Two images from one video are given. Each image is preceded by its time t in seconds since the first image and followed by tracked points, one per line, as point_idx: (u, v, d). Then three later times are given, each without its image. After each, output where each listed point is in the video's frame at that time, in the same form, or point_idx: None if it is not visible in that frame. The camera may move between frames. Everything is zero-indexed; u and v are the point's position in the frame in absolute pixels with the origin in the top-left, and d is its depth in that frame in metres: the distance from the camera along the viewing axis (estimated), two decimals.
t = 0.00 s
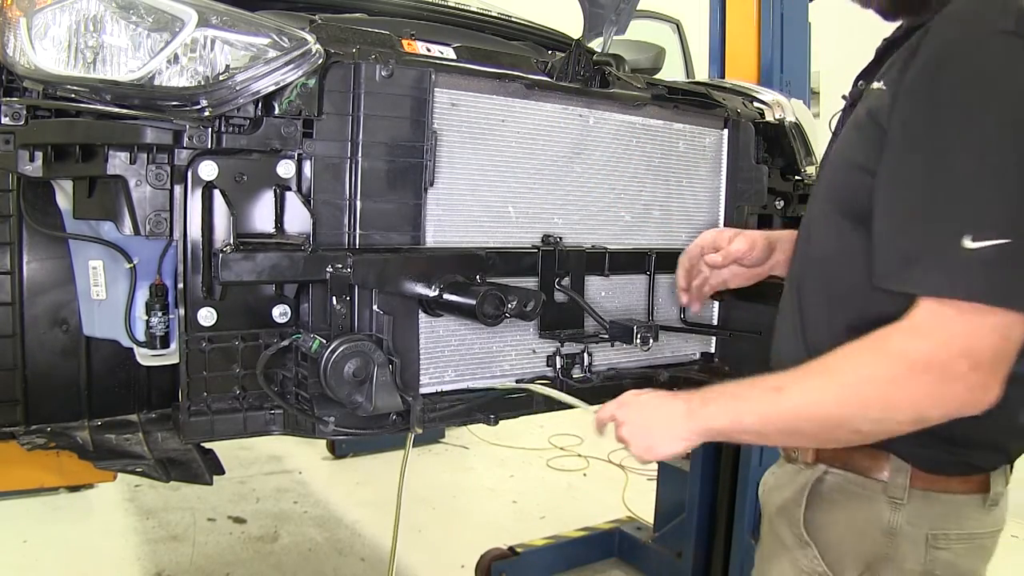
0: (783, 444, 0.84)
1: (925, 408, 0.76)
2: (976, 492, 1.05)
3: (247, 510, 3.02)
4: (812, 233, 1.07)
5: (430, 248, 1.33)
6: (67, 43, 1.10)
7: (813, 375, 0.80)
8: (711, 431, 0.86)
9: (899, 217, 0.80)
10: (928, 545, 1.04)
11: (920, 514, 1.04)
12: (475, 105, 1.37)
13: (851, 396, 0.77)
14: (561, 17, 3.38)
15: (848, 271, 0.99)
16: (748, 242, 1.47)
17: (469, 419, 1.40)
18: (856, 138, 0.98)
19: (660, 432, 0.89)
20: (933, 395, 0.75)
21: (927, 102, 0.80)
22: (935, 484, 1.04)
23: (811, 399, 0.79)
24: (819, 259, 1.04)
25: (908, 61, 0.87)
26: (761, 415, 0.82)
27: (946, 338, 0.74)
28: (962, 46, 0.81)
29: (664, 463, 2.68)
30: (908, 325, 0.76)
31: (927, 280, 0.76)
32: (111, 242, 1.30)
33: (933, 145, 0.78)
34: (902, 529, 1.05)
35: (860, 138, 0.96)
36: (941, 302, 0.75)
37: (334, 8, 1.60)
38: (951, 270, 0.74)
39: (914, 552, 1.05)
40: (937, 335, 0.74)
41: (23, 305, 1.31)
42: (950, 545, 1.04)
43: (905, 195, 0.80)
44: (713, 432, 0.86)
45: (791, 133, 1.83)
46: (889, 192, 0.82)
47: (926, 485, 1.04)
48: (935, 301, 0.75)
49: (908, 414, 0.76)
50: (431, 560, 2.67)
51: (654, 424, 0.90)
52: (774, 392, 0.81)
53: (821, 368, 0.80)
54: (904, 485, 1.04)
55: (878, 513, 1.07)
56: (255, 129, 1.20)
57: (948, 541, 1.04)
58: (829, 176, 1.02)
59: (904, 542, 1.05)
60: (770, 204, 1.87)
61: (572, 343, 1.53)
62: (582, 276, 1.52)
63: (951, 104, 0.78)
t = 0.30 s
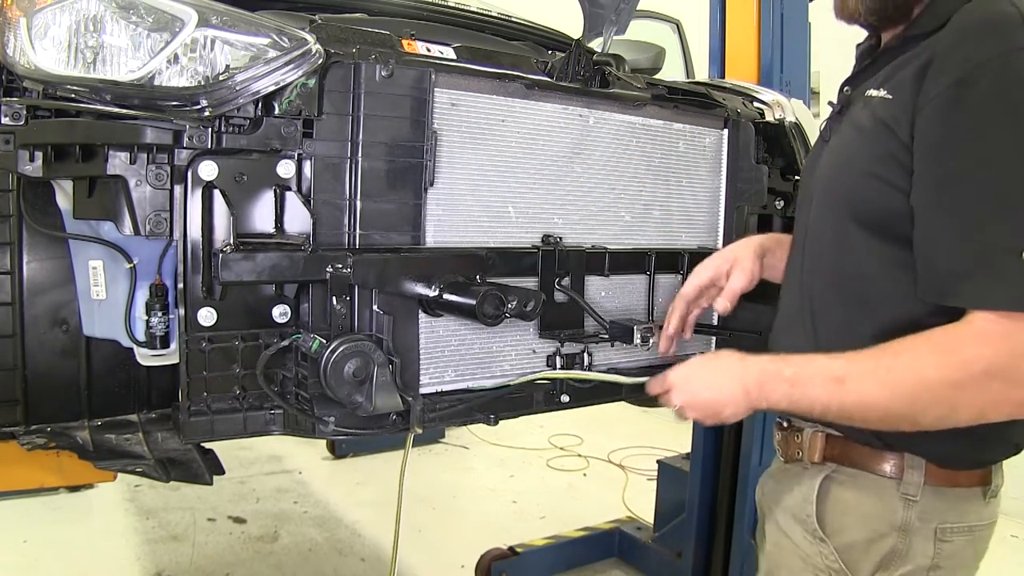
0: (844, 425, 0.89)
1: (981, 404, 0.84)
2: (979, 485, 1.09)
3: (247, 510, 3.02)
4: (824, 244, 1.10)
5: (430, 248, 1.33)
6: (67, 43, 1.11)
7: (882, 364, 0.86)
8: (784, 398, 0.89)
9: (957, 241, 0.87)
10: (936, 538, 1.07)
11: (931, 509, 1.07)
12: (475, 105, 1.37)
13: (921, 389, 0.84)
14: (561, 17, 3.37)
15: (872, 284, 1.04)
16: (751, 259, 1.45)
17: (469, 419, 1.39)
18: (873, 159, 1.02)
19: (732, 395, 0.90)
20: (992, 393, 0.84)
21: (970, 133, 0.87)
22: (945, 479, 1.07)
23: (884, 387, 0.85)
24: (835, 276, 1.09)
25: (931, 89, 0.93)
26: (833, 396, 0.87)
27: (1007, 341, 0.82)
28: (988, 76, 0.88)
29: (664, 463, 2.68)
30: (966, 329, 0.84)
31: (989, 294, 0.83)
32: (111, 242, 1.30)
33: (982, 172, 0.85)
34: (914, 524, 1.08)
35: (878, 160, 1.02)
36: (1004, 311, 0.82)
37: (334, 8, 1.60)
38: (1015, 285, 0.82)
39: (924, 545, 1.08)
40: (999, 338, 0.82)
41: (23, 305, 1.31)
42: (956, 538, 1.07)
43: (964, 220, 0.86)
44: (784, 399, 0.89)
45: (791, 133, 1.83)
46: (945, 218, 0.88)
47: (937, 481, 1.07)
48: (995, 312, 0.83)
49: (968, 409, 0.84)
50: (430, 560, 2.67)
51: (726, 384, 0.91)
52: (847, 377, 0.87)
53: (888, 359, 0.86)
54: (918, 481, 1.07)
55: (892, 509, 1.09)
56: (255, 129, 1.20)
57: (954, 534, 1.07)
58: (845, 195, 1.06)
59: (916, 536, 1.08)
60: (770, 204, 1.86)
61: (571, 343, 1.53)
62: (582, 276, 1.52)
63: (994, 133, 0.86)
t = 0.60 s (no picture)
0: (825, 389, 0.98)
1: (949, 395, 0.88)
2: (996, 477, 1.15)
3: (247, 510, 3.02)
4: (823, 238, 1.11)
5: (430, 247, 1.33)
6: (68, 43, 1.10)
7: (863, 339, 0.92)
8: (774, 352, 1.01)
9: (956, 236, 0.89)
10: (959, 534, 1.12)
11: (948, 503, 1.12)
12: (475, 105, 1.37)
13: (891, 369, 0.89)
14: (561, 17, 3.37)
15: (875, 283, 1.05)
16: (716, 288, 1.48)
17: (469, 419, 1.39)
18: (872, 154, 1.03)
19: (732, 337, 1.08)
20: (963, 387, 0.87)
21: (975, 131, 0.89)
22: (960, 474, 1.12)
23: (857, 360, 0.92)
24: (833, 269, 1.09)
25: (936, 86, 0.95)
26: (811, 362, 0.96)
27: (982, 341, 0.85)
28: (991, 72, 0.90)
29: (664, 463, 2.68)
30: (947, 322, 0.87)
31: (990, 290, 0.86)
32: (111, 242, 1.30)
33: (981, 167, 0.88)
34: (935, 520, 1.12)
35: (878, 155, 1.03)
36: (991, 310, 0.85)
37: (333, 7, 1.60)
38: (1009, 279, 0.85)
39: (947, 541, 1.12)
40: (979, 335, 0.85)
41: (23, 305, 1.30)
42: (978, 532, 1.13)
43: (964, 216, 0.88)
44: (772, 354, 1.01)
45: (791, 133, 1.83)
46: (943, 211, 0.90)
47: (954, 477, 1.12)
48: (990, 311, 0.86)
49: (938, 398, 0.88)
50: (430, 560, 2.67)
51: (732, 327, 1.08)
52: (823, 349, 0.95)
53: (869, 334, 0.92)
54: (932, 477, 1.11)
55: (910, 508, 1.13)
56: (255, 129, 1.20)
57: (976, 529, 1.13)
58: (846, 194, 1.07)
59: (938, 533, 1.12)
60: (770, 204, 1.88)
61: (571, 343, 1.53)
62: (582, 276, 1.52)
63: (997, 132, 0.88)
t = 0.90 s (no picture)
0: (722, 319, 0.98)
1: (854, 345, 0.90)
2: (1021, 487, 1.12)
3: (247, 510, 3.02)
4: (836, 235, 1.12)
5: (430, 248, 1.33)
6: (67, 43, 1.11)
7: (766, 269, 0.92)
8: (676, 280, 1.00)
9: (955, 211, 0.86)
10: (985, 548, 1.10)
11: (971, 516, 1.11)
12: (475, 105, 1.37)
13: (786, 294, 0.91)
14: (561, 17, 3.38)
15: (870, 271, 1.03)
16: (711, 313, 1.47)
17: (469, 419, 1.39)
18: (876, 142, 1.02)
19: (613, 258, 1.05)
20: (873, 338, 0.88)
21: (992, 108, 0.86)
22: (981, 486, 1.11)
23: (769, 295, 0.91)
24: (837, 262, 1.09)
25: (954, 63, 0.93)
26: (710, 290, 0.95)
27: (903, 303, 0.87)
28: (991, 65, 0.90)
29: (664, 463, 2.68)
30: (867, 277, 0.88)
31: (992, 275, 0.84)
32: (111, 242, 1.30)
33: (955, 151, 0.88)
34: (957, 534, 1.11)
35: (887, 150, 1.02)
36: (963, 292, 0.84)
37: (333, 7, 1.60)
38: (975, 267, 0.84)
39: (972, 556, 1.10)
40: (878, 292, 0.87)
41: (23, 305, 1.30)
42: (1005, 545, 1.10)
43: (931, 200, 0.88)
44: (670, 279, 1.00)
45: (791, 133, 1.84)
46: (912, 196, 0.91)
47: (974, 489, 1.10)
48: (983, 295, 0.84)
49: (840, 344, 0.90)
50: (430, 560, 2.67)
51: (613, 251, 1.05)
52: (723, 276, 0.94)
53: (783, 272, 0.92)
54: (953, 491, 1.11)
55: (930, 523, 1.13)
56: (255, 129, 1.20)
57: (1003, 541, 1.10)
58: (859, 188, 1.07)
59: (963, 549, 1.11)
60: (770, 204, 1.88)
61: (571, 342, 1.53)
62: (582, 277, 1.53)
63: (1018, 111, 0.85)
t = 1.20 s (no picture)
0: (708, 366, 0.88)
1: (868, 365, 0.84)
2: (1007, 497, 1.08)
3: (247, 510, 3.02)
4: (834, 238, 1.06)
5: (430, 247, 1.33)
6: (67, 43, 1.11)
7: (764, 313, 0.83)
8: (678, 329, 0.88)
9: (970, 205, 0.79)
10: (962, 558, 1.07)
11: (948, 525, 1.07)
12: (475, 105, 1.37)
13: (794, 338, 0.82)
14: (561, 17, 3.38)
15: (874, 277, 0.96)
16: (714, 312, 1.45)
17: (468, 419, 1.39)
18: (867, 135, 0.98)
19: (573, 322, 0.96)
20: (883, 361, 0.81)
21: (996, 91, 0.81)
22: (957, 493, 1.07)
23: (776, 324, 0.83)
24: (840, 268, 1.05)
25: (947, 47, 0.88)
26: (702, 342, 0.85)
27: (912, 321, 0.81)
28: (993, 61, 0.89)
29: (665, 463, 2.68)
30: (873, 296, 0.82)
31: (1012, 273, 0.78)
32: (111, 242, 1.30)
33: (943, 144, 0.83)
34: (931, 542, 1.08)
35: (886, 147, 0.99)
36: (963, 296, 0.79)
37: (333, 8, 1.60)
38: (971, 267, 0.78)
39: (947, 564, 1.07)
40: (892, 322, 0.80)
41: (23, 305, 1.31)
42: (987, 557, 1.06)
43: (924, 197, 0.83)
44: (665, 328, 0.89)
45: (791, 133, 1.84)
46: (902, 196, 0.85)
47: (952, 498, 1.07)
48: (1014, 298, 0.78)
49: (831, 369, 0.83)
50: (430, 559, 2.67)
51: (578, 311, 0.95)
52: (722, 329, 0.84)
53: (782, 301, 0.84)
54: (927, 497, 1.08)
55: (905, 529, 1.10)
56: (255, 129, 1.20)
57: (985, 553, 1.06)
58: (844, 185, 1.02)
59: (936, 557, 1.08)
60: (770, 204, 1.88)
61: (571, 342, 1.53)
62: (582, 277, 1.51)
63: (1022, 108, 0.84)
